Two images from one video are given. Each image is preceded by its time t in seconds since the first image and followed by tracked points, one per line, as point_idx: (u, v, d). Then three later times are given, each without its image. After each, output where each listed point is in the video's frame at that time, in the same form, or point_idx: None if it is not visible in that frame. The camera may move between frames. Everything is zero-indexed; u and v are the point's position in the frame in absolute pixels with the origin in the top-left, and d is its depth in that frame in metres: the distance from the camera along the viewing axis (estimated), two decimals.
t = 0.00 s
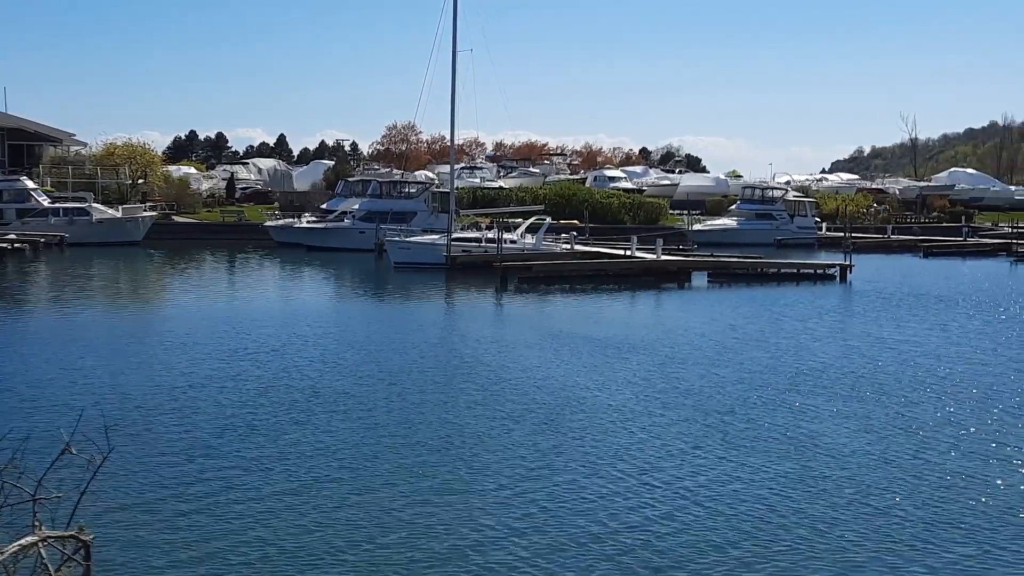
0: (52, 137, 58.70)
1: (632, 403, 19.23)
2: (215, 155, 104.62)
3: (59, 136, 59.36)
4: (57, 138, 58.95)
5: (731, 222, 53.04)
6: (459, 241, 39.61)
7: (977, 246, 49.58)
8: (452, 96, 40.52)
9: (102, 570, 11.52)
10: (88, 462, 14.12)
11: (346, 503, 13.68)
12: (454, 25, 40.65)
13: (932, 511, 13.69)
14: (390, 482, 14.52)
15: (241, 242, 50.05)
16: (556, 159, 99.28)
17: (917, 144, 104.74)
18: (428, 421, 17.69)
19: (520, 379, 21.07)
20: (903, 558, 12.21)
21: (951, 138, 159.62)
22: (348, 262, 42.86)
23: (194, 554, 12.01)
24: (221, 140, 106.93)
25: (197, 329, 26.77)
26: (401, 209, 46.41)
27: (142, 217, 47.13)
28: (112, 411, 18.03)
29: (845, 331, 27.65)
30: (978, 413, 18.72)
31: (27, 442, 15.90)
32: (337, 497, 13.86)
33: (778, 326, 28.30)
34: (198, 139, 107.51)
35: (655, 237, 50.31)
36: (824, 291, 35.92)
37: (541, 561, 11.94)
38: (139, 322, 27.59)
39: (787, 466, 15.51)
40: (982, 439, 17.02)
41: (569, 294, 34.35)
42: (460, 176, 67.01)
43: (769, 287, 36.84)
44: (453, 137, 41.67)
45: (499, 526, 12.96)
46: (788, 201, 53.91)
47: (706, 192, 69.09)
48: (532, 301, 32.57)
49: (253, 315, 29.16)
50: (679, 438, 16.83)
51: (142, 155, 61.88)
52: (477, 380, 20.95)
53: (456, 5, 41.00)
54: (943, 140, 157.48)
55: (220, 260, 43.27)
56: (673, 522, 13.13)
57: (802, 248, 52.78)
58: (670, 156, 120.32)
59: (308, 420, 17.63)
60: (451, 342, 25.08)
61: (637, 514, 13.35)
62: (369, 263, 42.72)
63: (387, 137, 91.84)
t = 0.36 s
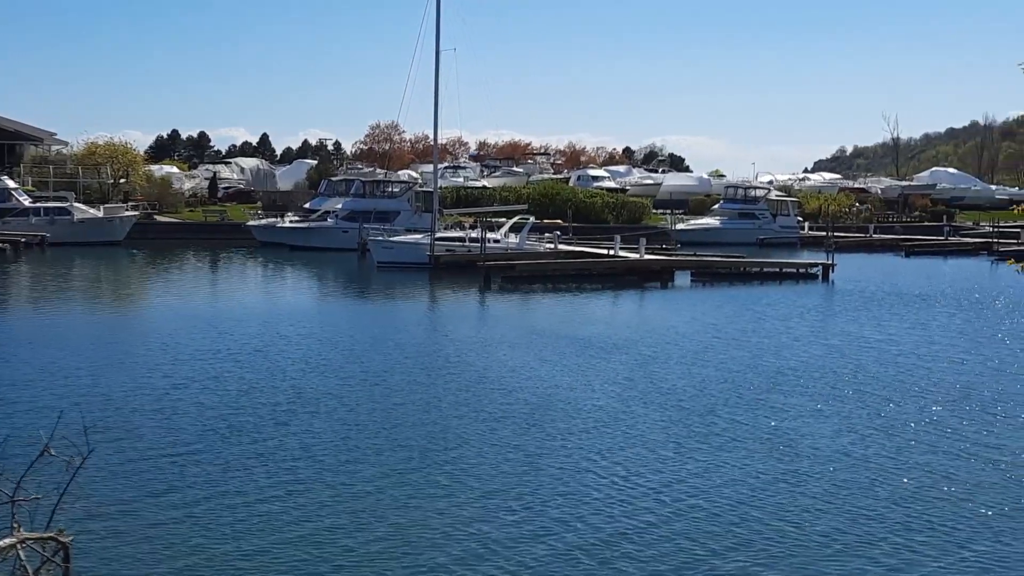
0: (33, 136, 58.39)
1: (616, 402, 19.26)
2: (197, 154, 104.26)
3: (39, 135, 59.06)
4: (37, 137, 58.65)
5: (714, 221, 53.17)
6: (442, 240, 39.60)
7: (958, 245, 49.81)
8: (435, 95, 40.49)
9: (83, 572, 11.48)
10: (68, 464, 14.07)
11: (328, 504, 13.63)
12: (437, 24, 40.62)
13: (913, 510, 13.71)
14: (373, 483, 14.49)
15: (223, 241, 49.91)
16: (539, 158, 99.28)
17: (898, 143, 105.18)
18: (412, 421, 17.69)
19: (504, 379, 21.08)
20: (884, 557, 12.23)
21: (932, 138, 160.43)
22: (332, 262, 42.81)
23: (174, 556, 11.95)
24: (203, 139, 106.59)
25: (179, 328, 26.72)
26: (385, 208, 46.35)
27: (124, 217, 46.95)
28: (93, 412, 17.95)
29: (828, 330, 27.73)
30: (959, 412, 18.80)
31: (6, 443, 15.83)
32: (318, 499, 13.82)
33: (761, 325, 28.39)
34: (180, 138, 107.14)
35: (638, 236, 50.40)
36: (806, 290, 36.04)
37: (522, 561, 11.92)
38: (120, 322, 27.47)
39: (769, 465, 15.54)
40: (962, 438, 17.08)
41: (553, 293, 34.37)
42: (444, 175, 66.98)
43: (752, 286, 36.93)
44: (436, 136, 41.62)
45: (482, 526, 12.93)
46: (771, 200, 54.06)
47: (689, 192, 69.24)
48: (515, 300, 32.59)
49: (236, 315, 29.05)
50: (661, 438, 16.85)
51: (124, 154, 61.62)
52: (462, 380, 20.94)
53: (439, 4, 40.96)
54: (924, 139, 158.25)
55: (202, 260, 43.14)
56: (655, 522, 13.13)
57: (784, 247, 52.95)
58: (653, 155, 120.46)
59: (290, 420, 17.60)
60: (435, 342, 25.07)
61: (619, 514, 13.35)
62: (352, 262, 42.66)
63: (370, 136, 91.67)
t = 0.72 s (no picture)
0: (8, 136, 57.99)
1: (595, 402, 19.23)
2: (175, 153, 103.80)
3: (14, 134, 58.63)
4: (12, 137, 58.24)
5: (692, 220, 53.29)
6: (421, 240, 39.53)
7: (934, 244, 50.10)
8: (413, 94, 40.39)
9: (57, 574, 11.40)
10: (41, 465, 13.96)
11: (304, 506, 13.52)
12: (415, 23, 40.52)
13: (889, 509, 13.72)
14: (348, 484, 14.40)
15: (200, 241, 49.67)
16: (517, 158, 99.49)
17: (876, 143, 105.71)
18: (390, 421, 17.62)
19: (484, 379, 21.01)
20: (859, 556, 12.23)
21: (908, 138, 161.38)
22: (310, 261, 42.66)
23: (146, 559, 11.84)
24: (181, 138, 106.13)
25: (157, 328, 26.56)
26: (363, 208, 46.23)
27: (100, 217, 46.65)
28: (68, 413, 17.82)
29: (805, 330, 27.80)
30: (936, 411, 18.87)
31: None
32: (294, 500, 13.71)
33: (739, 324, 28.45)
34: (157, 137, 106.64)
35: (617, 236, 50.45)
36: (784, 289, 36.16)
37: (498, 562, 11.86)
38: (96, 322, 27.30)
39: (746, 464, 15.54)
40: (938, 437, 17.14)
41: (531, 292, 34.35)
42: (422, 175, 66.87)
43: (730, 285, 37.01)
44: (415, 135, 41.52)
45: (457, 527, 12.87)
46: (749, 199, 54.21)
47: (668, 191, 69.39)
48: (494, 299, 32.55)
49: (214, 315, 28.91)
50: (640, 437, 16.83)
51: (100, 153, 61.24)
52: (441, 380, 20.87)
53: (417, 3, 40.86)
54: (901, 139, 159.13)
55: (180, 260, 42.92)
56: (631, 521, 13.10)
57: (762, 246, 53.12)
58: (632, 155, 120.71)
59: (268, 421, 17.50)
60: (414, 342, 25.00)
61: (596, 514, 13.31)
62: (330, 262, 42.53)
63: (348, 135, 91.45)
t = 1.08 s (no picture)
0: None
1: (572, 401, 19.23)
2: (148, 153, 103.24)
3: None
4: None
5: (668, 219, 53.41)
6: (397, 239, 39.44)
7: (907, 243, 50.44)
8: (389, 92, 40.28)
9: None
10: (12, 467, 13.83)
11: (279, 507, 13.43)
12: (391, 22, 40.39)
13: (865, 509, 13.76)
14: (324, 485, 14.31)
15: (174, 241, 49.37)
16: (493, 157, 99.48)
17: (849, 143, 106.33)
18: (366, 421, 17.56)
19: (461, 379, 20.97)
20: (835, 556, 12.25)
21: (881, 138, 162.44)
22: (285, 261, 42.46)
23: (119, 562, 11.71)
24: (154, 137, 105.59)
25: (131, 329, 26.39)
26: (339, 207, 46.07)
27: (73, 216, 46.30)
28: (41, 415, 17.65)
29: (780, 329, 27.92)
30: (910, 409, 18.97)
31: None
32: (269, 501, 13.64)
33: (715, 324, 28.52)
34: (130, 136, 105.98)
35: (593, 235, 50.50)
36: (759, 288, 36.31)
37: (475, 563, 11.81)
38: (69, 323, 27.09)
39: (722, 463, 15.55)
40: (913, 435, 17.21)
41: (507, 292, 34.35)
42: (398, 174, 66.73)
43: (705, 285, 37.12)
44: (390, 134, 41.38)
45: (434, 529, 12.81)
46: (724, 199, 54.37)
47: (644, 191, 69.56)
48: (470, 299, 32.52)
49: (188, 315, 28.74)
50: (617, 437, 16.85)
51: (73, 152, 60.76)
52: (417, 380, 20.82)
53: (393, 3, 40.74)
54: (874, 139, 160.08)
55: (154, 260, 42.66)
56: (608, 521, 13.08)
57: (738, 246, 53.31)
58: (608, 155, 121.00)
59: (243, 421, 17.41)
60: (390, 342, 24.94)
61: (573, 514, 13.30)
62: (306, 262, 42.37)
63: (323, 135, 91.18)
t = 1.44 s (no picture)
0: None
1: (546, 401, 19.25)
2: (120, 152, 102.57)
3: None
4: None
5: (641, 219, 53.55)
6: (370, 239, 39.35)
7: (878, 243, 50.80)
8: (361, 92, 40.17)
9: None
10: None
11: (250, 510, 13.35)
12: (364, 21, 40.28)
13: (835, 508, 13.81)
14: (295, 487, 14.23)
15: (146, 241, 49.08)
16: (467, 157, 99.40)
17: (821, 143, 106.93)
18: (339, 422, 17.51)
19: (435, 379, 20.94)
20: (806, 556, 12.26)
21: (853, 138, 163.52)
22: (258, 261, 42.28)
23: (85, 567, 11.60)
24: (125, 136, 104.89)
25: (102, 329, 26.25)
26: (312, 207, 45.92)
27: (43, 216, 45.94)
28: (10, 417, 17.52)
29: (753, 328, 28.04)
30: (880, 409, 19.07)
31: None
32: (241, 503, 13.60)
33: (688, 323, 28.62)
34: (101, 135, 105.22)
35: (567, 235, 50.57)
36: (732, 287, 36.47)
37: (444, 563, 11.81)
38: (40, 324, 26.89)
39: (694, 464, 15.58)
40: (883, 434, 17.32)
41: (481, 292, 34.34)
42: (371, 173, 66.57)
43: (678, 284, 37.21)
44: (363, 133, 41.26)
45: (405, 531, 12.74)
46: (697, 199, 54.53)
47: (617, 191, 69.70)
48: (444, 298, 32.48)
49: (161, 316, 28.56)
50: (589, 436, 16.90)
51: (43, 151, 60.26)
52: (391, 381, 20.77)
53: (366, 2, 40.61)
54: (846, 139, 161.13)
55: (125, 260, 42.39)
56: (579, 523, 13.07)
57: (710, 245, 53.51)
58: (582, 154, 121.21)
59: (216, 423, 17.34)
60: (364, 343, 24.88)
61: (544, 514, 13.33)
62: (279, 262, 42.22)
63: (296, 134, 90.85)
